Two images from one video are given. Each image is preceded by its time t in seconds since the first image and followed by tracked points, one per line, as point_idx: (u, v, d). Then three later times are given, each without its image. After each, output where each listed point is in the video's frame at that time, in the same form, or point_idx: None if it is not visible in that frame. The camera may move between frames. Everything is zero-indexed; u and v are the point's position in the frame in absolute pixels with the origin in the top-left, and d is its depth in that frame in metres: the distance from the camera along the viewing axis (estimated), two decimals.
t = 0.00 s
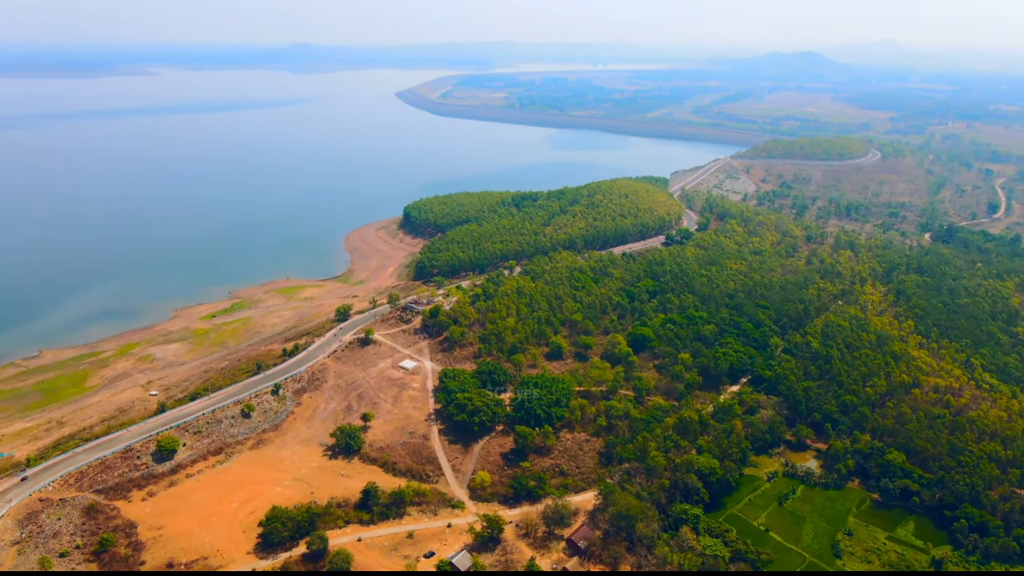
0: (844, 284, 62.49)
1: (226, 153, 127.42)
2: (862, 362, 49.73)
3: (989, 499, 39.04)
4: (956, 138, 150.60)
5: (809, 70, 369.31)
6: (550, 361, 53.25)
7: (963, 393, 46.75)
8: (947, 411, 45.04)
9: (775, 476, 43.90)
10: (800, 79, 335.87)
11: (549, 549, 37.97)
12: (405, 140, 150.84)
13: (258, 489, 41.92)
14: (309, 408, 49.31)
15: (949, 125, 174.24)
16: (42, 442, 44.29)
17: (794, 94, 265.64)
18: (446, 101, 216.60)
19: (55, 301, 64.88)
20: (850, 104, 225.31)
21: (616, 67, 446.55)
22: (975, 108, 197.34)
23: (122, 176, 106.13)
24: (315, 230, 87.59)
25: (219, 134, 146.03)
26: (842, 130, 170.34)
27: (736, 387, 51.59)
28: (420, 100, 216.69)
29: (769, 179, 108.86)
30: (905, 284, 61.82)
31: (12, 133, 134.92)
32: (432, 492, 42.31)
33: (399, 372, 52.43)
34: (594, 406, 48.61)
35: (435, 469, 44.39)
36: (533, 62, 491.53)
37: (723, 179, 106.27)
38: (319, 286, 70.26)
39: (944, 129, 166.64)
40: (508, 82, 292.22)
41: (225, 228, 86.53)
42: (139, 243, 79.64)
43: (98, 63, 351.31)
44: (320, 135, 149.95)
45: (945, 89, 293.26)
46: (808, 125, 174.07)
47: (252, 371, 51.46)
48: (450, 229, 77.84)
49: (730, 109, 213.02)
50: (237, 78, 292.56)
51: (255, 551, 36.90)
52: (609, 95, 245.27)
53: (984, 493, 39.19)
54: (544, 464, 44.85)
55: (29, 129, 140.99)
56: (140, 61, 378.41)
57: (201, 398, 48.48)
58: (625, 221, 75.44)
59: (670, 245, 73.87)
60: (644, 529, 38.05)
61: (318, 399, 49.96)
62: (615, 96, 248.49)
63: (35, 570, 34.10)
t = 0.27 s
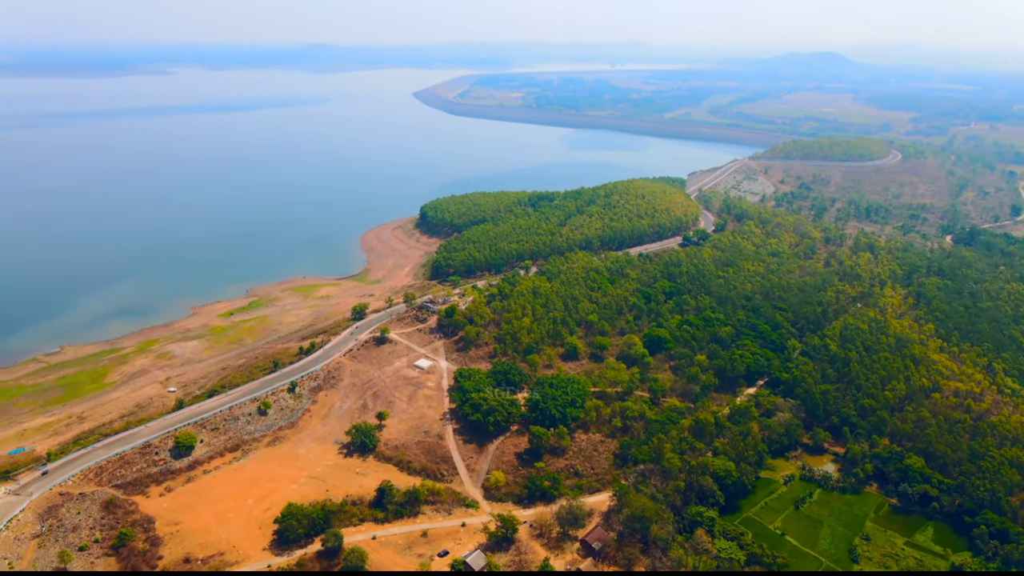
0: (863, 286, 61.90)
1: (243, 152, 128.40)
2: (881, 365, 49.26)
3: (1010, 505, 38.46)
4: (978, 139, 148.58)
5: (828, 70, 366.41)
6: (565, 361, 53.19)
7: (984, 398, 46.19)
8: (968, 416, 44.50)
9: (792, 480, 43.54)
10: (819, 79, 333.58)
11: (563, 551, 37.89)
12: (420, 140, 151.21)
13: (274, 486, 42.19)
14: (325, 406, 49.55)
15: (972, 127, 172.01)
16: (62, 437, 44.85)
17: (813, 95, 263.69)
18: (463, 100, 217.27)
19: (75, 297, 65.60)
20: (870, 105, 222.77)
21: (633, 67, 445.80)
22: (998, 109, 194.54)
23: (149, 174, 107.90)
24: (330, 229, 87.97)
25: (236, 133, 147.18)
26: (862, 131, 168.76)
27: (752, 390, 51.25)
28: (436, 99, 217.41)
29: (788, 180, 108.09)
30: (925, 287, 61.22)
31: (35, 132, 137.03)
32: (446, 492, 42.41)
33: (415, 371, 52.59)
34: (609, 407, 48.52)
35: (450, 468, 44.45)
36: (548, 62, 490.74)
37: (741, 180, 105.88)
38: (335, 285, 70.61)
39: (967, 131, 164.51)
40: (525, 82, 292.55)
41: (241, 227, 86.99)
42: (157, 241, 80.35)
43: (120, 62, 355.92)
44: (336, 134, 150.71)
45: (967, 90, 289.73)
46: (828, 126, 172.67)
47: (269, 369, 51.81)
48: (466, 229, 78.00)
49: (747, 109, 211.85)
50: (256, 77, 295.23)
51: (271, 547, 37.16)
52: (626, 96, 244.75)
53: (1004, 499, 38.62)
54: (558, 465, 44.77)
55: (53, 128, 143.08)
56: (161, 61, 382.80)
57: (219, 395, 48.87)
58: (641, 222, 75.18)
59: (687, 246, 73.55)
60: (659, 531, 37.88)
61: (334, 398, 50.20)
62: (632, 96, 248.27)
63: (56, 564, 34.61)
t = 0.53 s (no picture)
0: (883, 289, 61.26)
1: (259, 151, 129.34)
2: (900, 368, 48.79)
3: None
4: (1002, 141, 146.43)
5: (847, 70, 363.28)
6: (580, 362, 53.12)
7: (1006, 403, 45.56)
8: (989, 421, 43.91)
9: (809, 483, 43.20)
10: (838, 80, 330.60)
11: (577, 551, 37.82)
12: (436, 139, 151.61)
13: (290, 483, 42.47)
14: (341, 404, 49.81)
15: (995, 128, 169.59)
16: (83, 431, 45.43)
17: (832, 95, 261.32)
18: (480, 100, 217.83)
19: (96, 294, 66.33)
20: (890, 105, 220.21)
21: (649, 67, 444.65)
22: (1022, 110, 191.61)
23: (167, 172, 108.83)
24: (345, 228, 88.34)
25: (253, 132, 148.33)
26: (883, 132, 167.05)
27: (769, 392, 50.91)
28: (453, 99, 218.01)
29: (807, 181, 107.29)
30: (946, 290, 60.49)
31: (58, 130, 139.16)
32: (461, 491, 42.46)
33: (430, 370, 52.70)
34: (625, 407, 48.37)
35: (464, 467, 44.51)
36: (563, 62, 489.97)
37: (759, 181, 105.36)
38: (352, 284, 70.97)
39: (991, 132, 162.28)
40: (542, 82, 292.67)
41: (257, 225, 87.43)
42: (175, 239, 81.02)
43: (141, 62, 360.39)
44: (352, 134, 151.49)
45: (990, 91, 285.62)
46: (848, 127, 171.10)
47: (285, 367, 52.17)
48: (483, 229, 78.11)
49: (766, 109, 210.54)
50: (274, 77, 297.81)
51: (286, 544, 37.42)
52: (643, 96, 244.14)
53: None
54: (573, 465, 44.68)
55: (77, 126, 145.29)
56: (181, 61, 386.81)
57: (236, 393, 49.27)
58: (659, 222, 74.91)
59: (704, 247, 73.17)
60: (674, 533, 37.68)
61: (349, 396, 50.44)
62: (650, 96, 247.89)
63: (76, 557, 35.16)
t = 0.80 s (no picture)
0: (906, 292, 60.52)
1: (278, 150, 130.40)
2: (923, 373, 48.22)
3: None
4: None
5: (868, 70, 359.58)
6: (598, 363, 53.02)
7: None
8: (1015, 427, 43.21)
9: (828, 488, 42.79)
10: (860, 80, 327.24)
11: (594, 553, 37.73)
12: (454, 139, 151.91)
13: (308, 480, 42.79)
14: (359, 402, 50.05)
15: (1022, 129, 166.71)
16: (105, 426, 46.02)
17: (854, 96, 258.50)
18: (499, 100, 218.39)
19: (119, 291, 67.21)
20: (913, 107, 217.12)
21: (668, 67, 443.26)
22: None
23: (187, 171, 109.98)
24: (363, 227, 88.77)
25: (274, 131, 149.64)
26: (906, 133, 164.98)
27: (789, 395, 50.51)
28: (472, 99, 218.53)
29: (829, 182, 106.33)
30: (971, 294, 59.63)
31: (83, 129, 141.51)
32: (477, 490, 42.50)
33: (448, 369, 52.81)
34: (643, 409, 48.19)
35: (481, 467, 44.56)
36: (579, 61, 488.48)
37: (780, 182, 104.55)
38: (370, 283, 71.32)
39: (1018, 133, 159.52)
40: (561, 82, 292.71)
41: (275, 224, 87.96)
42: (195, 236, 81.79)
43: (165, 61, 365.34)
44: (370, 133, 152.19)
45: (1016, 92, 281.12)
46: (871, 128, 169.17)
47: (304, 365, 52.52)
48: (501, 228, 78.20)
49: (786, 110, 208.96)
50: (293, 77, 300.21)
51: (304, 541, 37.72)
52: (662, 96, 243.32)
53: None
54: (591, 466, 44.58)
55: (102, 125, 147.73)
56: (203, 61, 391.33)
57: (255, 390, 49.69)
58: (678, 223, 74.53)
59: (724, 248, 72.71)
60: (691, 535, 37.48)
61: (367, 394, 50.68)
62: (670, 96, 247.35)
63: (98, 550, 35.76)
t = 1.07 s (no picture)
0: (924, 295, 59.93)
1: (293, 149, 131.06)
2: (941, 377, 47.76)
3: None
4: None
5: (886, 70, 356.71)
6: (612, 364, 52.92)
7: None
8: None
9: (844, 491, 42.43)
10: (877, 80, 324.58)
11: (607, 554, 37.62)
12: (468, 139, 152.07)
13: (322, 478, 43.01)
14: (372, 401, 50.21)
15: None
16: (122, 422, 46.45)
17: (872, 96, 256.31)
18: (514, 100, 218.74)
19: (138, 288, 67.86)
20: (933, 108, 214.46)
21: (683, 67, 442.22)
22: None
23: (203, 170, 110.78)
24: (377, 227, 89.03)
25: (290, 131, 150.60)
26: (926, 134, 163.38)
27: (805, 398, 50.15)
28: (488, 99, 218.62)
29: (846, 183, 105.58)
30: (991, 296, 58.92)
31: (102, 128, 143.17)
32: (490, 490, 42.51)
33: (462, 369, 52.89)
34: (657, 410, 48.03)
35: (494, 467, 44.56)
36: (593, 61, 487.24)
37: (797, 183, 103.79)
38: (385, 282, 71.56)
39: None
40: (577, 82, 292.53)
41: (290, 223, 88.29)
42: (211, 235, 82.39)
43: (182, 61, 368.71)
44: (385, 133, 152.73)
45: None
46: (890, 128, 167.56)
47: (318, 363, 52.80)
48: (516, 228, 78.23)
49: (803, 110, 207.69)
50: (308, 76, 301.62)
51: (317, 538, 37.93)
52: (678, 96, 242.71)
53: None
54: (604, 467, 44.48)
55: (122, 124, 149.49)
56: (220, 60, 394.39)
57: (270, 387, 50.00)
58: (693, 224, 74.20)
59: (739, 249, 72.31)
60: (705, 538, 37.27)
61: (381, 393, 50.83)
62: (686, 96, 246.94)
63: (115, 544, 36.22)
